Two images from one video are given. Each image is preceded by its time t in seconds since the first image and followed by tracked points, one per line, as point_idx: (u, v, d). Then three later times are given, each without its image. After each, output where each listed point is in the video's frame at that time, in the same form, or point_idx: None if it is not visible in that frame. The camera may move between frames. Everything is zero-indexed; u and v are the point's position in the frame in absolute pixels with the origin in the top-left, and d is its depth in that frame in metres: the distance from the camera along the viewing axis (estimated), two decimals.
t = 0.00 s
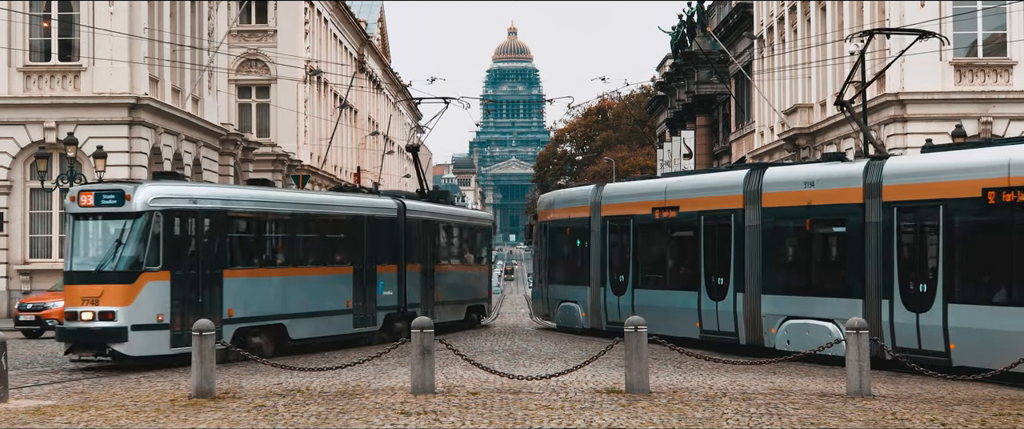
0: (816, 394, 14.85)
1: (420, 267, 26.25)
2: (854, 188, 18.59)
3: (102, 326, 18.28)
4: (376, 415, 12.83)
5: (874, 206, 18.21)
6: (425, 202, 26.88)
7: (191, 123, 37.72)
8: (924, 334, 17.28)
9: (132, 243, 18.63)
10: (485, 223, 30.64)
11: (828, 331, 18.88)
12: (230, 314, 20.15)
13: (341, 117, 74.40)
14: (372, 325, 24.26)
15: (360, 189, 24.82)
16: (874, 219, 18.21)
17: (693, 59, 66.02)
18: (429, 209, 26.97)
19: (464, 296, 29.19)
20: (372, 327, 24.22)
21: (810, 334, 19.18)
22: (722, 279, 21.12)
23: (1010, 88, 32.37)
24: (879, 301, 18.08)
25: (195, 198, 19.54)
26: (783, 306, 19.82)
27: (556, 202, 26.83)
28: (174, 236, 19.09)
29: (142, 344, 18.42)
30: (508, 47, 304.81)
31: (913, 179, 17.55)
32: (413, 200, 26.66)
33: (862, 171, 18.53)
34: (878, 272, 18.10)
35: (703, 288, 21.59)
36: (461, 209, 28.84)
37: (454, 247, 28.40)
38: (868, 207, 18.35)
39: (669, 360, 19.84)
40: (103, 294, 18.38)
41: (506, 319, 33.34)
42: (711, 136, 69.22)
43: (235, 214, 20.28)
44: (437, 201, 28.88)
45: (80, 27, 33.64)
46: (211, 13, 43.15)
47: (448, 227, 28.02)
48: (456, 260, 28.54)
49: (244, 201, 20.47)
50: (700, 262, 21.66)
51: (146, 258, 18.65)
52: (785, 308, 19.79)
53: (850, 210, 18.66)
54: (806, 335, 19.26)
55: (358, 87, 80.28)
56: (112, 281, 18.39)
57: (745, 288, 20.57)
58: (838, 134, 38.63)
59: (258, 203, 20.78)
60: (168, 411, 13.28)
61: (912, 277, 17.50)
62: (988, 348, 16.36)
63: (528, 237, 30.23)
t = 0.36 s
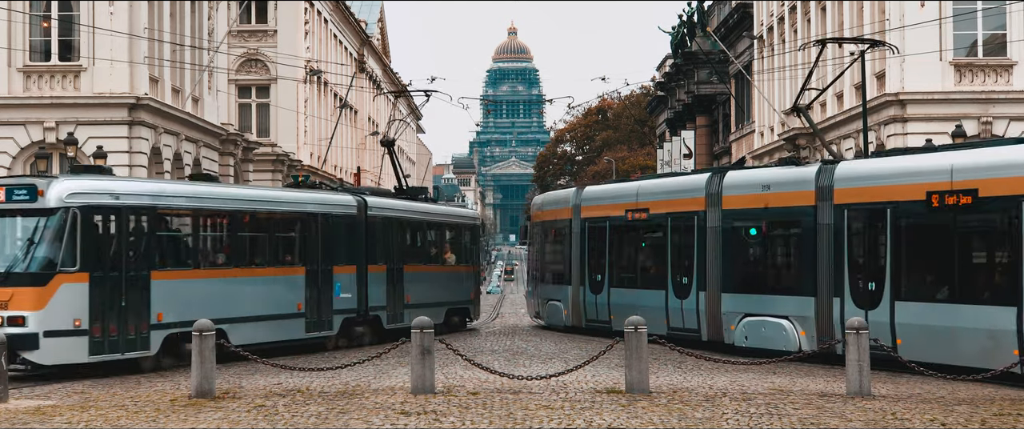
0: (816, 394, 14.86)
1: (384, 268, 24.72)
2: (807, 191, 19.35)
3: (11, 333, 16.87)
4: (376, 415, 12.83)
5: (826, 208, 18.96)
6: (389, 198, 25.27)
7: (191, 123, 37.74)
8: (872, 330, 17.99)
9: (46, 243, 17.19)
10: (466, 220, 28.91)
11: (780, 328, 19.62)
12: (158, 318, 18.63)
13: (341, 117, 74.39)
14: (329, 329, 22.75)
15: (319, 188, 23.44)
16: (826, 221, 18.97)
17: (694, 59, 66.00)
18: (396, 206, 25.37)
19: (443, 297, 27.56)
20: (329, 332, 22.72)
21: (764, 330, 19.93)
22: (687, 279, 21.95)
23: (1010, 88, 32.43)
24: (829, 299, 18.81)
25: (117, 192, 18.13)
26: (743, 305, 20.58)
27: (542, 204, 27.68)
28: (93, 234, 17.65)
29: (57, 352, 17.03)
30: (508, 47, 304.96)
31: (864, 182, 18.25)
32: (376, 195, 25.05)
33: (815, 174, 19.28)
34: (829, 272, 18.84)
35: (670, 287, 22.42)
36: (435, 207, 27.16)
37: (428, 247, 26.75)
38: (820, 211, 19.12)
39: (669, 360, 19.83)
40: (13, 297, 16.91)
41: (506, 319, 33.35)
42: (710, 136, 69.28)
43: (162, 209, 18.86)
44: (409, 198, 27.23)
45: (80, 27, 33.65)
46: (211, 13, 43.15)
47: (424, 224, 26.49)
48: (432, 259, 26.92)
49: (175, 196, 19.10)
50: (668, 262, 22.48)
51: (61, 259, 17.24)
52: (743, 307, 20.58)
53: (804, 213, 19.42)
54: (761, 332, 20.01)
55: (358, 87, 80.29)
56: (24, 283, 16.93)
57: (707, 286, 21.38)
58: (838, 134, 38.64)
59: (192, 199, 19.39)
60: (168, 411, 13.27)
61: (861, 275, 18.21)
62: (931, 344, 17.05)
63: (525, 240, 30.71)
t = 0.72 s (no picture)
0: (816, 394, 14.86)
1: (345, 268, 23.27)
2: (769, 193, 20.06)
3: None
4: (376, 415, 12.83)
5: (786, 210, 19.67)
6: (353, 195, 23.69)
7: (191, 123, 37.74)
8: (829, 326, 18.74)
9: None
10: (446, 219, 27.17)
11: (743, 325, 20.40)
12: (82, 323, 17.47)
13: (341, 117, 74.35)
14: (280, 334, 21.34)
15: (273, 186, 22.16)
16: (786, 222, 19.67)
17: (694, 59, 65.96)
18: (362, 204, 23.76)
19: (415, 300, 25.92)
20: (280, 337, 21.31)
21: (727, 327, 20.70)
22: (659, 278, 22.78)
23: (1010, 88, 32.45)
24: (790, 297, 19.57)
25: (32, 189, 16.81)
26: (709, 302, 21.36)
27: (532, 206, 28.32)
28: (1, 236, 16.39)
29: None
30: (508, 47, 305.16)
31: (819, 185, 19.01)
32: (337, 193, 23.48)
33: (775, 178, 20.01)
34: (788, 271, 19.59)
35: (645, 286, 23.23)
36: (409, 205, 25.48)
37: (399, 247, 25.09)
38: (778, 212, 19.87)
39: (669, 360, 19.83)
40: None
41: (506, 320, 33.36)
42: (710, 136, 69.25)
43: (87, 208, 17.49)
44: (384, 197, 25.45)
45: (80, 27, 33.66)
46: (210, 13, 43.15)
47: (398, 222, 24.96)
48: (403, 260, 25.27)
49: (102, 193, 17.69)
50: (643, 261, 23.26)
51: None
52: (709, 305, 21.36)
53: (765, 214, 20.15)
54: (724, 328, 20.78)
55: (358, 87, 80.27)
56: None
57: (678, 285, 22.17)
58: (838, 134, 38.63)
59: (120, 196, 17.93)
60: (168, 411, 13.27)
61: (820, 274, 18.95)
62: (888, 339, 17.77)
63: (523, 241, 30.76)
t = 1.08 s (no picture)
0: (816, 394, 14.86)
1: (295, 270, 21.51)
2: (726, 195, 20.79)
3: None
4: (376, 415, 12.84)
5: (744, 212, 20.41)
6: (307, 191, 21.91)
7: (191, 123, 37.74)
8: (785, 324, 19.51)
9: None
10: (423, 216, 25.15)
11: (705, 322, 21.23)
12: None
13: (342, 117, 74.38)
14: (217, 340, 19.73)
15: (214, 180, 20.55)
16: (744, 224, 20.42)
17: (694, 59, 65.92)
18: (316, 200, 21.99)
19: (381, 303, 24.00)
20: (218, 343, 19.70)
21: (690, 324, 21.51)
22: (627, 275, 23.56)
23: (1010, 88, 32.48)
24: (747, 295, 20.35)
25: None
26: (673, 299, 22.14)
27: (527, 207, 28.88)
28: None
29: None
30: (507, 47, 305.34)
31: (772, 188, 19.80)
32: (288, 188, 21.70)
33: (733, 180, 20.71)
34: (746, 270, 20.35)
35: (617, 285, 24.02)
36: (375, 201, 23.58)
37: (361, 246, 23.17)
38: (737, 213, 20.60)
39: (669, 360, 19.83)
40: None
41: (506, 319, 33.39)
42: (710, 136, 69.30)
43: None
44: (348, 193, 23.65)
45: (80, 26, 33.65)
46: (210, 13, 43.15)
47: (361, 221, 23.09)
48: (366, 260, 23.34)
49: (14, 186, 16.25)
50: (616, 261, 24.03)
51: None
52: (673, 302, 22.14)
53: (723, 216, 20.88)
54: (688, 325, 21.59)
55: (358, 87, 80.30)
56: None
57: (644, 284, 22.96)
58: (838, 134, 38.65)
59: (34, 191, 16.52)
60: (168, 411, 13.28)
61: (775, 273, 19.73)
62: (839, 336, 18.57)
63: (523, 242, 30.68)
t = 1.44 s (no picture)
0: (816, 394, 14.86)
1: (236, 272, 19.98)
2: (690, 198, 21.88)
3: None
4: (376, 415, 12.84)
5: (706, 214, 21.48)
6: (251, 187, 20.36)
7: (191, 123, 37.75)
8: (743, 320, 20.56)
9: None
10: (386, 214, 23.53)
11: (672, 319, 22.37)
12: None
13: (341, 117, 74.35)
14: (147, 347, 18.23)
15: (146, 175, 19.10)
16: (706, 224, 21.47)
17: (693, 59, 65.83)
18: (267, 196, 20.56)
19: (335, 306, 22.40)
20: (147, 350, 18.19)
21: (657, 321, 22.73)
22: (605, 275, 24.77)
23: (1010, 88, 32.50)
24: (708, 293, 21.40)
25: None
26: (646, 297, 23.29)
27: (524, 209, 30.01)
28: None
29: None
30: (507, 47, 305.41)
31: (733, 190, 20.81)
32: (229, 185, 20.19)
33: (696, 183, 21.78)
34: (707, 269, 21.41)
35: (595, 284, 25.27)
36: (329, 198, 21.98)
37: (314, 244, 21.67)
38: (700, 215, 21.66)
39: (669, 360, 19.84)
40: None
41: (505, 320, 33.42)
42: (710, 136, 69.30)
43: None
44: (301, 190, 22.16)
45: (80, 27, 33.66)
46: (210, 13, 43.14)
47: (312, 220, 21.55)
48: (317, 260, 21.77)
49: None
50: (595, 261, 25.25)
51: None
52: (644, 300, 23.31)
53: (687, 217, 21.98)
54: (656, 322, 22.79)
55: (358, 87, 80.28)
56: None
57: (617, 282, 24.19)
58: (838, 134, 38.64)
59: None
60: (168, 411, 13.27)
61: (735, 272, 20.76)
62: (791, 330, 19.61)
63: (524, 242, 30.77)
